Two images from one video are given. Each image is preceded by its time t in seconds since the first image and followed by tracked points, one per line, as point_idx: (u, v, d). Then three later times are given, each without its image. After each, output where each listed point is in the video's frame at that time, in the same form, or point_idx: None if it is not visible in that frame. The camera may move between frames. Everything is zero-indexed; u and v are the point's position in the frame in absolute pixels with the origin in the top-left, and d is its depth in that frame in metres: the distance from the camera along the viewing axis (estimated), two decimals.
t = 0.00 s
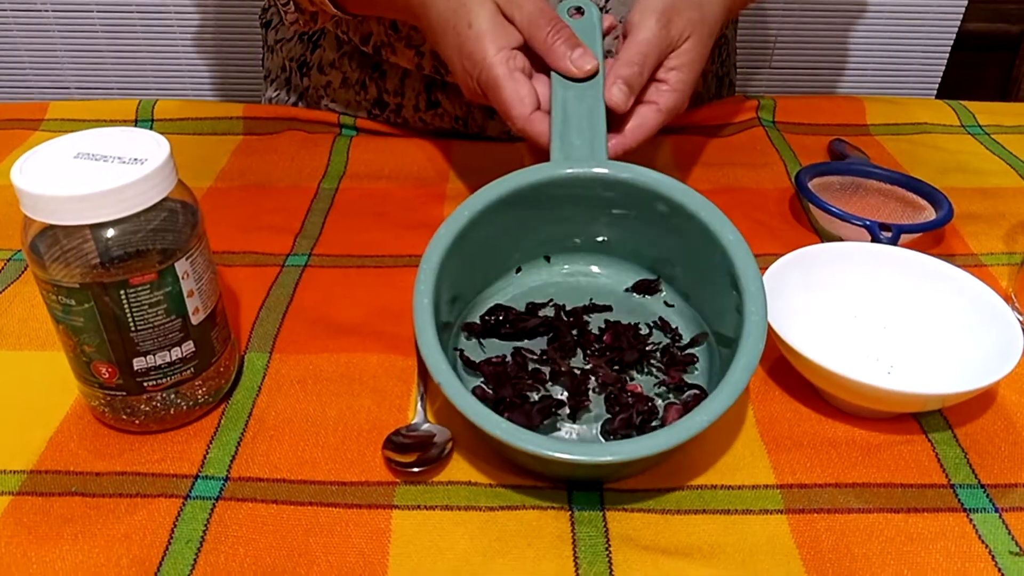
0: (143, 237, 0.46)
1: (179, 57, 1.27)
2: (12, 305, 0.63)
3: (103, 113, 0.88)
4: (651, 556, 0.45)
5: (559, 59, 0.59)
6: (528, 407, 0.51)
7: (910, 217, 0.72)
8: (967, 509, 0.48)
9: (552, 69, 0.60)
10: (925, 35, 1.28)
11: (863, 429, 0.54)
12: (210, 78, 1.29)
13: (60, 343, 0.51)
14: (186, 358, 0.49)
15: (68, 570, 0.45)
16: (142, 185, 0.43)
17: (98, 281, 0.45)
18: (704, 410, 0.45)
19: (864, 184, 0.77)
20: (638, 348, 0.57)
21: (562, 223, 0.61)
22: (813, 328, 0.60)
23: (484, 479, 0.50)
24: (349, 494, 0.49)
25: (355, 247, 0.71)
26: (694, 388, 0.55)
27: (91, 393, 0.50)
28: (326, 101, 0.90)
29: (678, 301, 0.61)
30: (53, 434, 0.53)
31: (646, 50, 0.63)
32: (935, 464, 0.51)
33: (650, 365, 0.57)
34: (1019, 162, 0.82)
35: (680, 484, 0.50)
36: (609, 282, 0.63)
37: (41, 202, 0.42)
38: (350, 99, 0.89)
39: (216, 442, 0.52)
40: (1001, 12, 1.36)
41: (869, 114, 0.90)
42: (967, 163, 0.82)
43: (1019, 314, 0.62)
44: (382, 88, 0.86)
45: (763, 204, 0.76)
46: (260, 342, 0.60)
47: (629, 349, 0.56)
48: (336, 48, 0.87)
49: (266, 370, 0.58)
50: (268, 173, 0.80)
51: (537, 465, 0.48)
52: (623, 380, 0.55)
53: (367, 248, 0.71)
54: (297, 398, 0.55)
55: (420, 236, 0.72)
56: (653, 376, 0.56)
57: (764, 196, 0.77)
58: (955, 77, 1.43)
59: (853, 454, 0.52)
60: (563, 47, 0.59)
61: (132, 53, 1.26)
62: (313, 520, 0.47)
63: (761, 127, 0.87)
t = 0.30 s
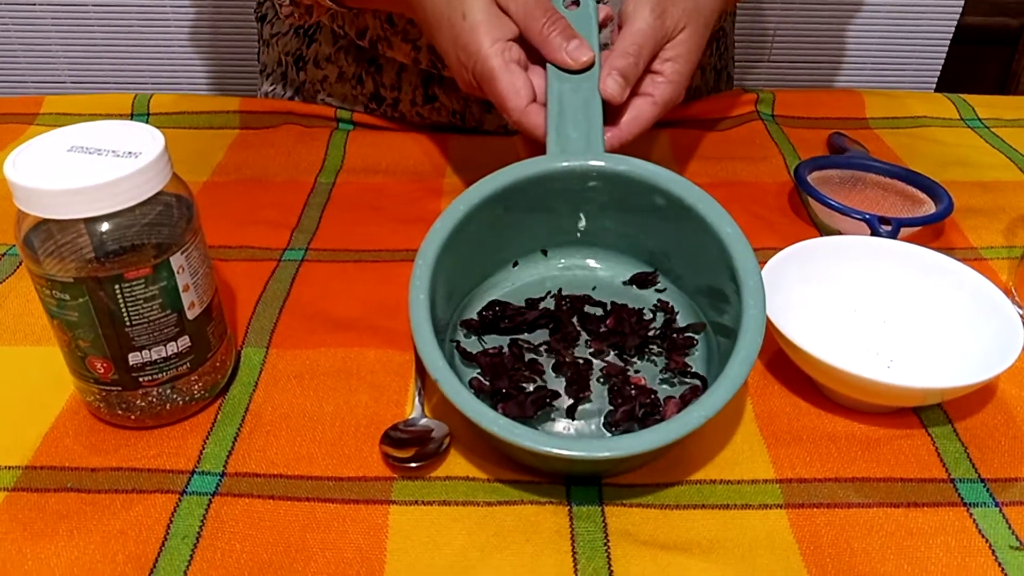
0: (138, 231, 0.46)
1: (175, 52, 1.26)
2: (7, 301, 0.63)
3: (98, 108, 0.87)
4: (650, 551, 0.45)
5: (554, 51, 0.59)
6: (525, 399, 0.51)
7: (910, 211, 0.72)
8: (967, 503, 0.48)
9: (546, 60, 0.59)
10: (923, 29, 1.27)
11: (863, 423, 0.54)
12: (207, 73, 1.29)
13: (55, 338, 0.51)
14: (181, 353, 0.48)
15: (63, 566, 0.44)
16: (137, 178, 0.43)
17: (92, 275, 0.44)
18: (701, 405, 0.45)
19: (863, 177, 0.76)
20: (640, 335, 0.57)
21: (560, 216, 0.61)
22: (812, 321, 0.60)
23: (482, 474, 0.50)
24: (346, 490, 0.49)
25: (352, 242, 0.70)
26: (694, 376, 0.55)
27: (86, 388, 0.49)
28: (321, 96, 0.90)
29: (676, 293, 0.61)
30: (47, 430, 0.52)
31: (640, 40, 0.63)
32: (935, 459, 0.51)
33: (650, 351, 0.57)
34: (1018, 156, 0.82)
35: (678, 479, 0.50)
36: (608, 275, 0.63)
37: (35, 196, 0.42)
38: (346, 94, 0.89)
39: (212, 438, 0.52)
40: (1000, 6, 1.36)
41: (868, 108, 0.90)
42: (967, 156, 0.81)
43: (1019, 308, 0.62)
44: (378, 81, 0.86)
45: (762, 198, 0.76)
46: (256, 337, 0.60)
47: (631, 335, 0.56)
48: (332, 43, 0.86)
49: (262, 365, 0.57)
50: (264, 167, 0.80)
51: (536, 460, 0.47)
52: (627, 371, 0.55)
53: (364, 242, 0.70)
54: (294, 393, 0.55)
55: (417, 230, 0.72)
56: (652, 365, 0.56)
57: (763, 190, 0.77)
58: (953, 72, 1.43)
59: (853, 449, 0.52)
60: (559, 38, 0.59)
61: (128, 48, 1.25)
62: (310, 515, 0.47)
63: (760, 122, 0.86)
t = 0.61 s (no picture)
0: (135, 227, 0.45)
1: (172, 48, 1.26)
2: (4, 297, 0.62)
3: (95, 104, 0.87)
4: (650, 549, 0.45)
5: (553, 47, 0.59)
6: (525, 393, 0.51)
7: (911, 207, 0.72)
8: (969, 501, 0.48)
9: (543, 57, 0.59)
10: (923, 25, 1.27)
11: (863, 420, 0.53)
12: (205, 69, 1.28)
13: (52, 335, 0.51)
14: (179, 350, 0.48)
15: (60, 565, 0.44)
16: (133, 174, 0.43)
17: (89, 272, 0.44)
18: (701, 402, 0.44)
19: (863, 173, 0.76)
20: (637, 332, 0.56)
21: (559, 210, 0.60)
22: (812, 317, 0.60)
23: (482, 472, 0.50)
24: (345, 487, 0.48)
25: (350, 238, 0.70)
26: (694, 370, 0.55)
27: (83, 385, 0.49)
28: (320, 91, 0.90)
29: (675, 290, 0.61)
30: (44, 427, 0.52)
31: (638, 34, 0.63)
32: (936, 456, 0.51)
33: (647, 350, 0.57)
34: (1019, 151, 0.81)
35: (679, 476, 0.49)
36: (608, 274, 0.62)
37: (30, 191, 0.41)
38: (345, 89, 0.88)
39: (210, 435, 0.52)
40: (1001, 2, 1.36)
41: (868, 104, 0.89)
42: (968, 152, 0.81)
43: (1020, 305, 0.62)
44: (376, 77, 0.86)
45: (762, 194, 0.76)
46: (255, 334, 0.59)
47: (628, 333, 0.56)
48: (331, 38, 0.86)
49: (261, 362, 0.57)
50: (262, 164, 0.79)
51: (537, 458, 0.47)
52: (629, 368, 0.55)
53: (363, 239, 0.70)
54: (292, 390, 0.55)
55: (416, 226, 0.72)
56: (653, 363, 0.56)
57: (763, 186, 0.77)
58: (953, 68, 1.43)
59: (854, 446, 0.51)
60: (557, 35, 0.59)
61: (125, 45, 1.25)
62: (309, 513, 0.47)
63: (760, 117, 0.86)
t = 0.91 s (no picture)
0: (132, 230, 0.45)
1: (170, 50, 1.26)
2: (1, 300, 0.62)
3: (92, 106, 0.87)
4: (648, 551, 0.45)
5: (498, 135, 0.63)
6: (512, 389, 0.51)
7: (908, 208, 0.72)
8: (966, 503, 0.48)
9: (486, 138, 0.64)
10: (920, 27, 1.27)
11: (861, 422, 0.54)
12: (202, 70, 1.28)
13: (49, 338, 0.51)
14: (176, 352, 0.48)
15: (58, 568, 0.44)
16: (131, 178, 0.43)
17: (86, 275, 0.44)
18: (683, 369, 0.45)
19: (859, 175, 0.76)
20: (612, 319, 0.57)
21: (513, 261, 0.60)
22: (809, 321, 0.60)
23: (480, 474, 0.50)
24: (342, 490, 0.48)
25: (348, 241, 0.70)
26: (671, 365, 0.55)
27: (80, 388, 0.49)
28: (319, 94, 0.90)
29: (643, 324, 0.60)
30: (41, 431, 0.52)
31: (591, 83, 0.68)
32: (933, 457, 0.51)
33: (615, 331, 0.58)
34: (1015, 153, 0.82)
35: (676, 478, 0.50)
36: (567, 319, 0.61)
37: (28, 194, 0.41)
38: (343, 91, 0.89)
39: (207, 438, 0.52)
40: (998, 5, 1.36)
41: (866, 105, 0.90)
42: (965, 154, 0.81)
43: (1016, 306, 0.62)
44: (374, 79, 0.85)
45: (759, 196, 0.76)
46: (252, 336, 0.59)
47: (598, 315, 0.58)
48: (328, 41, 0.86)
49: (258, 365, 0.57)
50: (260, 166, 0.79)
51: (522, 455, 0.47)
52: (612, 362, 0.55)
53: (360, 241, 0.70)
54: (289, 393, 0.55)
55: (413, 229, 0.72)
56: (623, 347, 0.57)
57: (760, 188, 0.77)
58: (950, 70, 1.43)
59: (851, 448, 0.52)
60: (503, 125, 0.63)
61: (123, 47, 1.25)
62: (306, 516, 0.47)
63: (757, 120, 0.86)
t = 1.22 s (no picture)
0: (131, 231, 0.45)
1: (168, 51, 1.26)
2: None
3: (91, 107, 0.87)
4: (645, 551, 0.45)
5: (513, 161, 0.63)
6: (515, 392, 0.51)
7: (904, 210, 0.72)
8: (962, 503, 0.48)
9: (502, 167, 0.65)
10: (917, 29, 1.28)
11: (858, 422, 0.54)
12: (200, 71, 1.28)
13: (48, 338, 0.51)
14: (175, 353, 0.48)
15: (56, 568, 0.44)
16: (130, 178, 0.43)
17: (85, 275, 0.44)
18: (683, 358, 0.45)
19: (856, 177, 0.76)
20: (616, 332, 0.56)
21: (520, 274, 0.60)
22: (805, 324, 0.60)
23: (478, 474, 0.50)
24: (341, 490, 0.48)
25: (346, 241, 0.70)
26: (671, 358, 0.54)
27: (79, 389, 0.49)
28: (318, 95, 0.90)
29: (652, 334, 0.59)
30: (40, 431, 0.52)
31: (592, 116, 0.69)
32: (929, 458, 0.51)
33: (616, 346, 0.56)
34: (1011, 155, 0.82)
35: (673, 479, 0.50)
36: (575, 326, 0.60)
37: (28, 195, 0.41)
38: (340, 92, 0.89)
39: (205, 439, 0.52)
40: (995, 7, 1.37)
41: (862, 107, 0.90)
42: (961, 156, 0.82)
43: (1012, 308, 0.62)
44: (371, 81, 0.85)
45: (756, 197, 0.76)
46: (251, 337, 0.59)
47: (608, 334, 0.56)
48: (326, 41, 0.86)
49: (257, 366, 0.57)
50: (258, 167, 0.79)
51: (523, 450, 0.47)
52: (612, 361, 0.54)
53: (358, 242, 0.70)
54: (288, 394, 0.55)
55: (412, 229, 0.72)
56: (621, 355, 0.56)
57: (756, 190, 0.77)
58: (947, 73, 1.44)
59: (848, 449, 0.52)
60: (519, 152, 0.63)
61: (121, 49, 1.25)
62: (305, 516, 0.47)
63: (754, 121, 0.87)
